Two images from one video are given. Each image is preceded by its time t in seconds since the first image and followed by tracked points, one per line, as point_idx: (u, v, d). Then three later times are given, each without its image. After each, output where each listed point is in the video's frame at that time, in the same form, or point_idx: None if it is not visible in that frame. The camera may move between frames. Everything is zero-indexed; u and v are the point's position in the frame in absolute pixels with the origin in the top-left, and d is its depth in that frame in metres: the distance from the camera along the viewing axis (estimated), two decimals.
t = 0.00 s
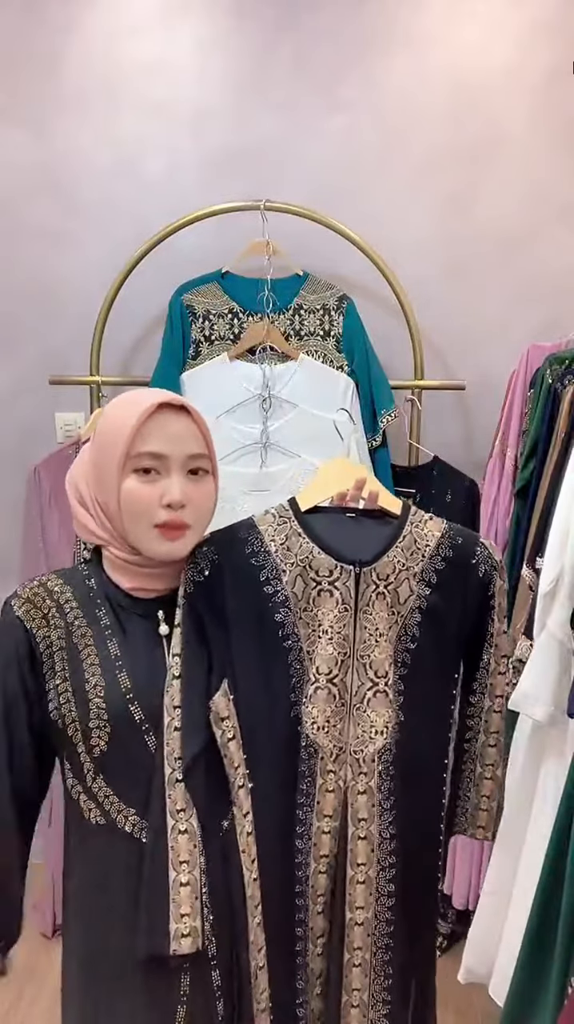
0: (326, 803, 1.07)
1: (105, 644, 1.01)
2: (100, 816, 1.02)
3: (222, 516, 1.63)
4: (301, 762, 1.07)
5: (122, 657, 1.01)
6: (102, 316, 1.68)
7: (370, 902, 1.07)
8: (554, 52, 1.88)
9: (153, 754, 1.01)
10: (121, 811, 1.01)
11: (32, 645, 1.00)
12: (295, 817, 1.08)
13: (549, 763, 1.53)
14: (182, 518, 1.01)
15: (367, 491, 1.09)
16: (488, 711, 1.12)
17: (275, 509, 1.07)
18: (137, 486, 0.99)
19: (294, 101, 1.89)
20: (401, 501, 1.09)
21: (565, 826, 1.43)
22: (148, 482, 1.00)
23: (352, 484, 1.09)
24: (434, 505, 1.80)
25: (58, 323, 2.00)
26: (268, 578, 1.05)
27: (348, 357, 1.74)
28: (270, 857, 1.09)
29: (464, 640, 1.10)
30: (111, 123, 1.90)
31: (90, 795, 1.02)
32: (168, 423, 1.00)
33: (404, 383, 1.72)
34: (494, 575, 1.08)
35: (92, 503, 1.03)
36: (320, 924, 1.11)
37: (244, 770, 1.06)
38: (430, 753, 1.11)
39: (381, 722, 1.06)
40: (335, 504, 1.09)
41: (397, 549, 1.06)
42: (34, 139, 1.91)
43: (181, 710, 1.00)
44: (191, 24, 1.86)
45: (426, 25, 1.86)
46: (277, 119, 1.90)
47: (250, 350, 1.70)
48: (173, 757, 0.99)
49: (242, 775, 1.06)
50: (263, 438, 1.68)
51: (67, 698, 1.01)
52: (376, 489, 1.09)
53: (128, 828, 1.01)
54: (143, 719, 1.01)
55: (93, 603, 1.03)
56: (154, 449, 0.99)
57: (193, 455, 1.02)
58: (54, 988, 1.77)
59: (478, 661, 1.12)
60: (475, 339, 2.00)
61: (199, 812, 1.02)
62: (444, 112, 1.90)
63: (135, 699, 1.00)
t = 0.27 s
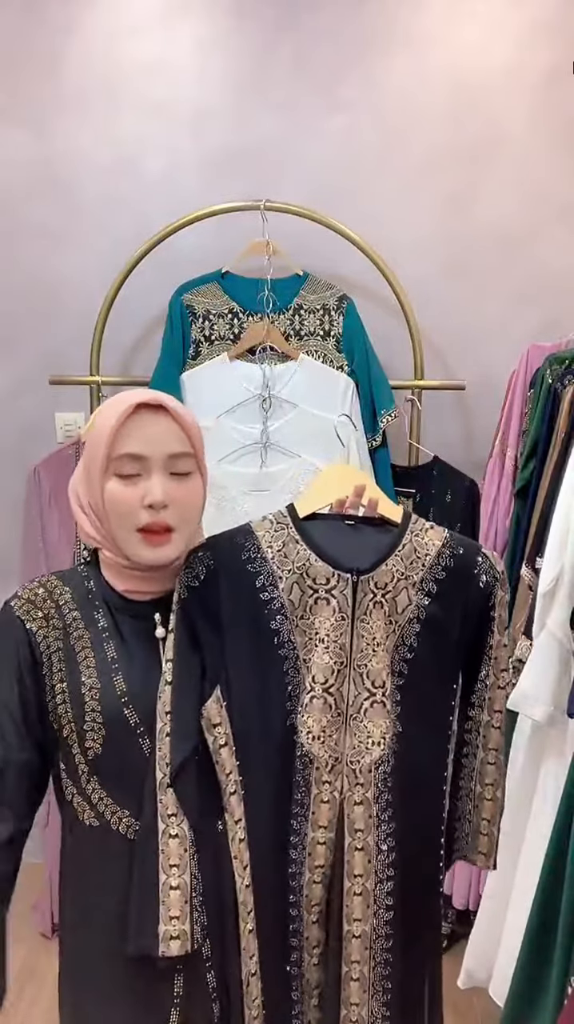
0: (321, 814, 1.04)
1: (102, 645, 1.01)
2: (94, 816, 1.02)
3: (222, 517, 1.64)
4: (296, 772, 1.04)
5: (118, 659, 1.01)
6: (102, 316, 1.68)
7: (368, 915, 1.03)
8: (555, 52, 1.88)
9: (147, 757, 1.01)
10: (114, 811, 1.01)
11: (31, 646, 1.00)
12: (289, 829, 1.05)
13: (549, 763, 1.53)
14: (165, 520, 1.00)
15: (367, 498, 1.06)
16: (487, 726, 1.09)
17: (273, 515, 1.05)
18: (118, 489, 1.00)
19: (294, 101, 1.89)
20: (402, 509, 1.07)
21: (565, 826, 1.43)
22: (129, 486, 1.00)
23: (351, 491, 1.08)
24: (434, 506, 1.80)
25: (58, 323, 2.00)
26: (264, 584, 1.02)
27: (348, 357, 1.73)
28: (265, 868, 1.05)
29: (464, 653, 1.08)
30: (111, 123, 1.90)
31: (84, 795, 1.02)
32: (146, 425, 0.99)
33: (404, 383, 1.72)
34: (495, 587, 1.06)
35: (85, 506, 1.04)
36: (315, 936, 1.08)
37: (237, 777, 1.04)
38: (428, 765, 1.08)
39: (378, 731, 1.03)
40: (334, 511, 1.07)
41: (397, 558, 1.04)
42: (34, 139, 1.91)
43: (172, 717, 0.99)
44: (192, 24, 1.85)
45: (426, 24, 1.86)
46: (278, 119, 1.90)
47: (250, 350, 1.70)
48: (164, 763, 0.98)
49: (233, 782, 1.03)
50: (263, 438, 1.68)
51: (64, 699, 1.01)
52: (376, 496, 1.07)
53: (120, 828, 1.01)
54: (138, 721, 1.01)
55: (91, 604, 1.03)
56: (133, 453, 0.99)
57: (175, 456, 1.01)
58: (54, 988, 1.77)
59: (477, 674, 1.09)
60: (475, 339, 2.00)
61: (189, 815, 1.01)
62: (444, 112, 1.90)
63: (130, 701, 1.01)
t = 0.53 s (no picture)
0: (326, 817, 1.03)
1: (101, 646, 1.01)
2: (93, 818, 1.02)
3: (222, 517, 1.63)
4: (302, 775, 1.02)
5: (117, 660, 1.01)
6: (102, 316, 1.68)
7: (370, 917, 1.04)
8: (554, 52, 1.88)
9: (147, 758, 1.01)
10: (113, 813, 1.01)
11: (29, 647, 1.00)
12: (293, 832, 1.04)
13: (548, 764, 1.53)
14: (138, 526, 0.99)
15: (373, 512, 1.04)
16: (494, 742, 1.07)
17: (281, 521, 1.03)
18: (96, 495, 1.01)
19: (294, 101, 1.89)
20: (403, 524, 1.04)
21: (565, 826, 1.43)
22: (106, 491, 1.00)
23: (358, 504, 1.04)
24: (434, 506, 1.81)
25: (58, 323, 2.00)
26: (273, 590, 1.01)
27: (348, 357, 1.73)
28: (268, 875, 1.03)
29: (461, 665, 1.06)
30: (111, 123, 1.90)
31: (84, 796, 1.02)
32: (118, 431, 0.98)
33: (404, 383, 1.72)
34: (490, 604, 1.04)
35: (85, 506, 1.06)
36: (315, 938, 1.08)
37: (241, 785, 1.02)
38: (431, 775, 1.07)
39: (384, 737, 1.02)
40: (340, 523, 1.04)
41: (401, 568, 1.02)
42: (34, 139, 1.91)
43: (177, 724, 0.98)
44: (192, 24, 1.85)
45: (426, 25, 1.86)
46: (278, 119, 1.90)
47: (250, 350, 1.70)
48: (167, 767, 0.98)
49: (236, 789, 1.02)
50: (263, 438, 1.68)
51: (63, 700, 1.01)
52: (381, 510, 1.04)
53: (119, 830, 1.01)
54: (137, 722, 1.01)
55: (91, 604, 1.03)
56: (105, 459, 0.99)
57: (148, 460, 0.99)
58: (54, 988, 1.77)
59: (479, 688, 1.07)
60: (475, 339, 2.00)
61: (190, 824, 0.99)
62: (444, 112, 1.90)
63: (129, 702, 1.00)
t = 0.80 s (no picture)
0: (328, 828, 1.02)
1: (100, 645, 1.01)
2: (91, 817, 1.02)
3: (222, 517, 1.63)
4: (304, 789, 1.03)
5: (116, 660, 1.01)
6: (102, 316, 1.68)
7: (375, 923, 1.03)
8: (555, 52, 1.88)
9: (145, 760, 1.01)
10: (111, 813, 1.01)
11: (29, 646, 1.01)
12: (293, 839, 1.05)
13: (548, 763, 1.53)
14: (133, 528, 0.99)
15: (382, 520, 1.01)
16: (505, 744, 1.05)
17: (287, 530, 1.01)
18: (94, 498, 1.01)
19: (294, 100, 1.89)
20: (417, 531, 1.03)
21: (565, 826, 1.43)
22: (103, 492, 1.00)
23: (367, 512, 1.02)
24: (434, 506, 1.81)
25: (58, 323, 2.00)
26: (274, 603, 1.00)
27: (348, 357, 1.73)
28: (269, 881, 1.05)
29: (466, 676, 1.04)
30: (111, 123, 1.90)
31: (83, 796, 1.02)
32: (114, 432, 0.99)
33: (404, 383, 1.72)
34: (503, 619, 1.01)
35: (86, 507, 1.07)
36: (316, 944, 1.06)
37: (240, 791, 1.03)
38: (430, 784, 1.06)
39: (387, 753, 1.02)
40: (347, 533, 1.02)
41: (409, 581, 1.00)
42: (34, 139, 1.91)
43: (175, 731, 0.98)
44: (192, 24, 1.85)
45: (426, 25, 1.86)
46: (278, 119, 1.90)
47: (250, 350, 1.70)
48: (165, 777, 0.97)
49: (236, 796, 1.03)
50: (263, 438, 1.68)
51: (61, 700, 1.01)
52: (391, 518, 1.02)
53: (118, 830, 1.01)
54: (135, 722, 1.00)
55: (91, 604, 1.03)
56: (101, 461, 0.99)
57: (144, 462, 0.99)
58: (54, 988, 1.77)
59: (490, 696, 1.05)
60: (475, 339, 2.00)
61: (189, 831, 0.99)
62: (444, 111, 1.89)
63: (127, 702, 1.00)
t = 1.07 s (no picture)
0: (336, 860, 1.01)
1: (101, 645, 1.01)
2: (93, 816, 1.02)
3: (222, 518, 1.64)
4: (307, 824, 1.01)
5: (117, 659, 1.01)
6: (102, 316, 1.68)
7: (384, 951, 1.02)
8: (555, 52, 1.88)
9: (146, 760, 1.01)
10: (113, 812, 1.01)
11: (29, 646, 1.01)
12: (299, 873, 1.02)
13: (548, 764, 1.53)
14: (135, 531, 0.99)
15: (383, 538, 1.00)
16: (517, 759, 1.04)
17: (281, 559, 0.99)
18: (95, 500, 1.01)
19: (294, 100, 1.89)
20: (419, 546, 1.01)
21: (565, 827, 1.43)
22: (104, 495, 1.00)
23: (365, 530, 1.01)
24: (434, 507, 1.81)
25: (59, 323, 2.00)
26: (270, 640, 0.98)
27: (348, 357, 1.73)
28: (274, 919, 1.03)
29: (490, 691, 1.02)
30: (111, 122, 1.90)
31: (84, 795, 1.02)
32: (116, 435, 0.99)
33: (404, 383, 1.72)
34: (516, 626, 0.99)
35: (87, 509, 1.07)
36: (329, 967, 1.03)
37: (229, 838, 1.01)
38: (456, 807, 1.02)
39: (393, 785, 1.00)
40: (346, 555, 1.01)
41: (411, 607, 0.99)
42: (34, 138, 1.91)
43: (172, 780, 0.97)
44: (192, 23, 1.85)
45: (426, 25, 1.86)
46: (278, 119, 1.90)
47: (250, 350, 1.70)
48: (160, 824, 0.97)
49: (223, 843, 1.01)
50: (263, 438, 1.68)
51: (62, 699, 1.01)
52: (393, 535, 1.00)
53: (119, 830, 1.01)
54: (136, 721, 1.00)
55: (92, 604, 1.03)
56: (103, 464, 0.99)
57: (145, 465, 0.99)
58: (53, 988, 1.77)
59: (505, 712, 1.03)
60: (475, 339, 2.00)
61: (187, 868, 0.99)
62: (444, 111, 1.90)
63: (128, 701, 1.00)
